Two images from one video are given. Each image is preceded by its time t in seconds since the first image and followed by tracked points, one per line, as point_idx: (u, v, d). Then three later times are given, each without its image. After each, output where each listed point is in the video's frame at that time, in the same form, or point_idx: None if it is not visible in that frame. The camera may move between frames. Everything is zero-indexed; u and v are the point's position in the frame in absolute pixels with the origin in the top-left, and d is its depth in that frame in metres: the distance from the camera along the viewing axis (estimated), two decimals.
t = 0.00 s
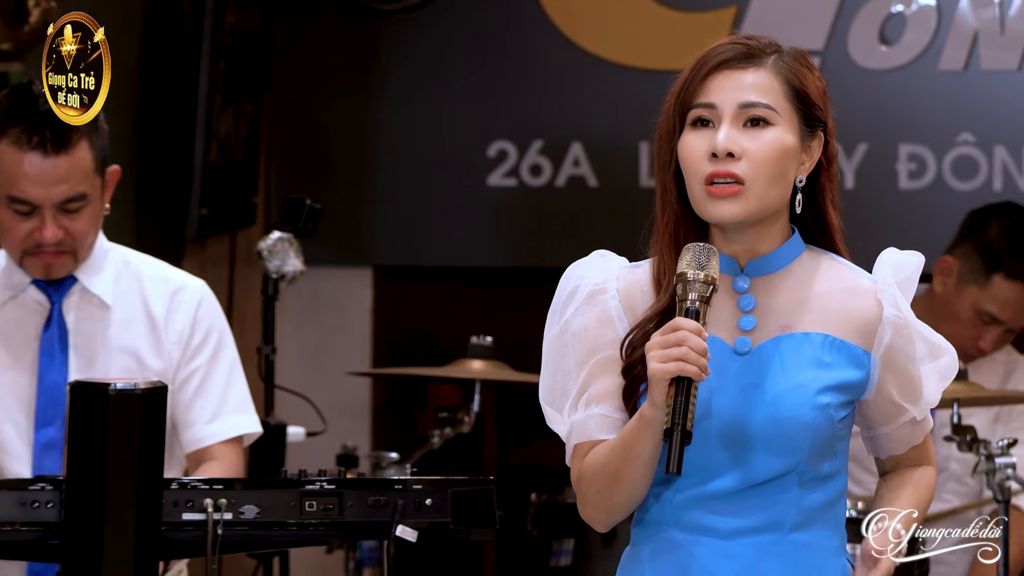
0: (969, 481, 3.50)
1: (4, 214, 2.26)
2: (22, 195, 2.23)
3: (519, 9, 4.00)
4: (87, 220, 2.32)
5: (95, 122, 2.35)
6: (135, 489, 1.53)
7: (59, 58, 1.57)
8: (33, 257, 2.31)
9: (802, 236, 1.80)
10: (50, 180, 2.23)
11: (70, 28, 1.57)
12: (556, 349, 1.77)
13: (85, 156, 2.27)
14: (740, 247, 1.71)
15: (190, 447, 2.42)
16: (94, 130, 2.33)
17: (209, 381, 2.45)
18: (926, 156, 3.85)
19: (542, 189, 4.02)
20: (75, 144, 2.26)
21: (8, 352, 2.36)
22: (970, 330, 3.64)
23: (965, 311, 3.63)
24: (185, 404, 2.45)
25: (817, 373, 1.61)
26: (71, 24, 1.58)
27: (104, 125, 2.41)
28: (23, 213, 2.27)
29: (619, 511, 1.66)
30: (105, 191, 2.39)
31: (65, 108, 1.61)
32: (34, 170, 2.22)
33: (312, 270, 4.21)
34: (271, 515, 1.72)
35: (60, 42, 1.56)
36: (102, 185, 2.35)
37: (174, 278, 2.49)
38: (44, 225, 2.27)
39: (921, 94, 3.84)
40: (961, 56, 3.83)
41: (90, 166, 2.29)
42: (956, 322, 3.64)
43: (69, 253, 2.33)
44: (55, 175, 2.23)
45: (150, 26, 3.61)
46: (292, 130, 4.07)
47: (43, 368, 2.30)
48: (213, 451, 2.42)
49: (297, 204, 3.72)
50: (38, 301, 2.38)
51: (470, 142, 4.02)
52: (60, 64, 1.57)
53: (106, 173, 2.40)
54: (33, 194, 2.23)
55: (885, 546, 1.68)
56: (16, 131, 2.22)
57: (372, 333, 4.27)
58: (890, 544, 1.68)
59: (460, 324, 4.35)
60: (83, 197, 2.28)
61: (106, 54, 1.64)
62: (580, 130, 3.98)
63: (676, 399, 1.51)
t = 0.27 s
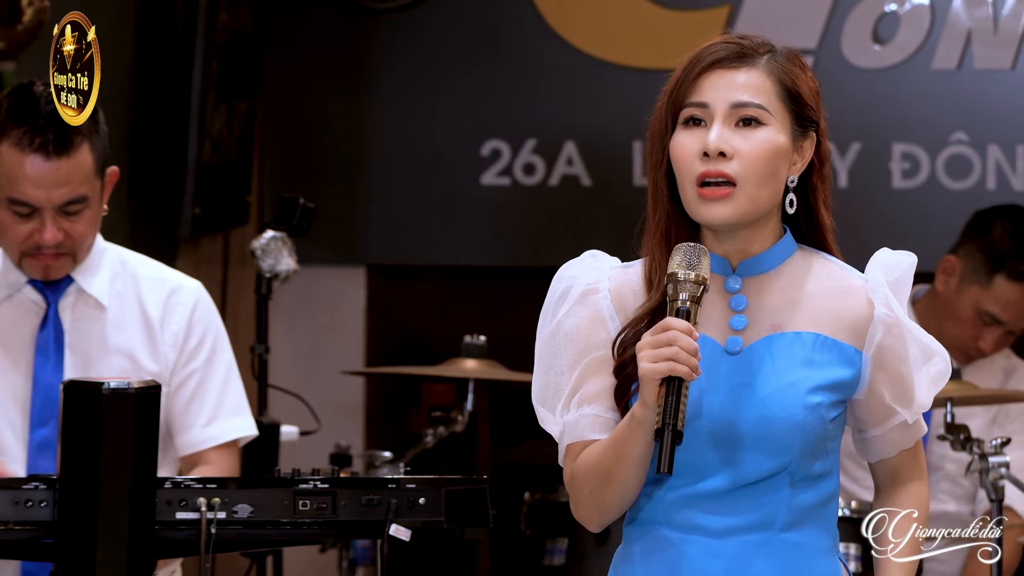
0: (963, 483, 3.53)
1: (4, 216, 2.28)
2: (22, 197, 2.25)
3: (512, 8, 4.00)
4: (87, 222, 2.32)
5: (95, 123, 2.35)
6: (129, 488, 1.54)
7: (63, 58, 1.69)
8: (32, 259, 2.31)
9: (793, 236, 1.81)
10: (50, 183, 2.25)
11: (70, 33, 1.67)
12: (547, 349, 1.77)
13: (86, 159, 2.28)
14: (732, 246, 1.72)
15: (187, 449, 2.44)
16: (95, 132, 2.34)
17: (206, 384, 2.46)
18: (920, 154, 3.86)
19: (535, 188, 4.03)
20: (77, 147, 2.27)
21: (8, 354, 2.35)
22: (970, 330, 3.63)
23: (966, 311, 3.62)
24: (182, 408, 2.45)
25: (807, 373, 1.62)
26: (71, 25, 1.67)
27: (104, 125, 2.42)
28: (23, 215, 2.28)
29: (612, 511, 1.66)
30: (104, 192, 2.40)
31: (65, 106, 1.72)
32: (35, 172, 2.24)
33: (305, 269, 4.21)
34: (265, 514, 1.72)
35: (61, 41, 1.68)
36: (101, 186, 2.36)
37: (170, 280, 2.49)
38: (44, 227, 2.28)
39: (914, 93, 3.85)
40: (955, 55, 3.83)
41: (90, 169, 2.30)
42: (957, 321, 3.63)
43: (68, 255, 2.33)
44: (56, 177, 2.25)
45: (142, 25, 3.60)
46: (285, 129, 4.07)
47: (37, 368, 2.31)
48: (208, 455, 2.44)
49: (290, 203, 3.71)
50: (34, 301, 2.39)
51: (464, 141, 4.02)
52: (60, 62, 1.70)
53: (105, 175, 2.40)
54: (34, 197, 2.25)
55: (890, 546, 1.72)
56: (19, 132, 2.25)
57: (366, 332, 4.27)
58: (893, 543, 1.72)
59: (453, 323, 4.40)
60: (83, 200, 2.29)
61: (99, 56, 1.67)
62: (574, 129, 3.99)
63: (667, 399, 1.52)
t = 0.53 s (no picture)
0: (962, 483, 3.57)
1: (2, 216, 2.28)
2: (19, 197, 2.25)
3: (506, 7, 4.00)
4: (84, 222, 2.32)
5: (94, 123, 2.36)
6: (122, 487, 1.54)
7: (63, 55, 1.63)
8: (29, 259, 2.31)
9: (786, 236, 1.81)
10: (48, 183, 2.25)
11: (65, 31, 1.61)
12: (540, 349, 1.78)
13: (84, 159, 2.28)
14: (724, 246, 1.73)
15: (183, 449, 2.43)
16: (93, 132, 2.34)
17: (205, 383, 2.46)
18: (914, 153, 3.86)
19: (528, 187, 4.03)
20: (75, 148, 2.28)
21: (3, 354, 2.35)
22: (979, 330, 3.63)
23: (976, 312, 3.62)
24: (177, 408, 2.45)
25: (799, 372, 1.62)
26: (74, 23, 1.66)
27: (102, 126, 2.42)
28: (21, 215, 2.27)
29: (605, 511, 1.67)
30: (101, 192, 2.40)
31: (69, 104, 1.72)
32: (32, 172, 2.24)
33: (299, 268, 4.21)
34: (258, 513, 1.73)
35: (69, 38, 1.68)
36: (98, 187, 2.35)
37: (165, 279, 2.49)
38: (41, 227, 2.27)
39: (908, 92, 3.86)
40: (948, 54, 3.85)
41: (88, 169, 2.30)
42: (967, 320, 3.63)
43: (65, 256, 2.33)
44: (53, 178, 2.25)
45: (136, 24, 3.60)
46: (279, 128, 4.07)
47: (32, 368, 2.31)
48: (204, 455, 2.44)
49: (284, 202, 3.71)
50: (30, 300, 2.39)
51: (457, 140, 4.02)
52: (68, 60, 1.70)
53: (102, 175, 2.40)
54: (31, 197, 2.25)
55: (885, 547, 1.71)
56: (17, 133, 2.26)
57: (359, 331, 4.27)
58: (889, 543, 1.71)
59: (447, 322, 4.37)
60: (81, 200, 2.29)
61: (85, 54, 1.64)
62: (567, 128, 3.99)
63: (660, 399, 1.53)
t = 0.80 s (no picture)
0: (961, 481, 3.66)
1: None
2: (13, 190, 2.25)
3: (499, 6, 4.00)
4: (78, 217, 2.32)
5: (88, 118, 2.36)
6: (116, 485, 1.54)
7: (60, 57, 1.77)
8: (22, 255, 2.31)
9: (777, 234, 1.82)
10: (42, 176, 2.25)
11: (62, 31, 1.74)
12: (530, 346, 1.78)
13: (78, 153, 2.29)
14: (716, 247, 1.74)
15: (168, 447, 2.41)
16: (87, 127, 2.35)
17: (189, 382, 2.44)
18: (907, 153, 3.87)
19: (522, 186, 4.03)
20: (70, 143, 2.28)
21: None
22: (990, 329, 3.79)
23: (988, 308, 3.78)
24: (165, 405, 2.43)
25: (792, 370, 1.63)
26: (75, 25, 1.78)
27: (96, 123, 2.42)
28: (14, 209, 2.27)
29: (596, 507, 1.67)
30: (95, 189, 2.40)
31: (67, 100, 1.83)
32: (26, 165, 2.24)
33: (292, 267, 4.21)
34: (252, 512, 1.73)
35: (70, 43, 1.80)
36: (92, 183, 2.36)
37: (159, 277, 2.48)
38: (35, 221, 2.27)
39: (902, 91, 3.86)
40: (942, 53, 3.85)
41: (82, 163, 2.30)
42: (977, 318, 3.80)
43: (58, 251, 2.33)
44: (47, 171, 2.25)
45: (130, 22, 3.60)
46: (273, 127, 4.07)
47: (26, 365, 2.32)
48: (189, 453, 2.41)
49: (277, 201, 3.70)
50: (23, 297, 2.39)
51: (450, 139, 4.02)
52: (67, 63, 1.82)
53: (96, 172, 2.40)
54: (25, 190, 2.25)
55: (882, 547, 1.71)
56: (11, 126, 2.26)
57: (352, 330, 4.27)
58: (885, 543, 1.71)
59: (440, 321, 4.40)
60: (75, 194, 2.29)
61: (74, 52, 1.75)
62: (561, 127, 3.99)
63: (654, 399, 1.53)
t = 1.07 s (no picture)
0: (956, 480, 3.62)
1: None
2: (5, 194, 2.23)
3: (492, 5, 4.00)
4: (70, 221, 2.32)
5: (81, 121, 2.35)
6: (109, 484, 1.53)
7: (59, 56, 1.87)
8: (14, 257, 2.31)
9: (771, 234, 1.82)
10: (35, 181, 2.24)
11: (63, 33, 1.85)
12: (522, 340, 1.78)
13: (71, 157, 2.28)
14: (712, 249, 1.74)
15: (155, 444, 2.41)
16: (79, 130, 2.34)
17: (177, 380, 2.44)
18: (900, 152, 3.87)
19: (515, 185, 4.03)
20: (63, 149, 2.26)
21: None
22: (987, 325, 3.71)
23: (986, 303, 3.71)
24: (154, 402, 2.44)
25: (789, 368, 1.63)
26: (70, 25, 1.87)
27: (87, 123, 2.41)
28: (6, 213, 2.25)
29: (586, 503, 1.67)
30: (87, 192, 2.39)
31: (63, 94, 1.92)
32: (19, 170, 2.22)
33: (285, 267, 4.20)
34: (244, 511, 1.74)
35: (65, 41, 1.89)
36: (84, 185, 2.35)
37: (151, 275, 2.49)
38: (28, 225, 2.26)
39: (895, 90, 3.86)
40: (935, 52, 3.86)
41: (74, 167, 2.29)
42: (975, 314, 3.72)
43: (51, 254, 2.33)
44: (41, 176, 2.23)
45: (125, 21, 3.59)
46: (266, 126, 4.07)
47: (19, 366, 2.32)
48: (175, 450, 2.41)
49: (271, 200, 3.70)
50: (15, 297, 2.38)
51: (443, 138, 4.02)
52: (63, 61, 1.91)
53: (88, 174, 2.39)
54: (18, 194, 2.23)
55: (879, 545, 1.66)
56: (5, 130, 2.22)
57: (345, 329, 4.27)
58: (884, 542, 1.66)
59: (434, 320, 4.37)
60: (68, 198, 2.29)
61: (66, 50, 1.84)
62: (554, 126, 4.00)
63: (649, 399, 1.53)
